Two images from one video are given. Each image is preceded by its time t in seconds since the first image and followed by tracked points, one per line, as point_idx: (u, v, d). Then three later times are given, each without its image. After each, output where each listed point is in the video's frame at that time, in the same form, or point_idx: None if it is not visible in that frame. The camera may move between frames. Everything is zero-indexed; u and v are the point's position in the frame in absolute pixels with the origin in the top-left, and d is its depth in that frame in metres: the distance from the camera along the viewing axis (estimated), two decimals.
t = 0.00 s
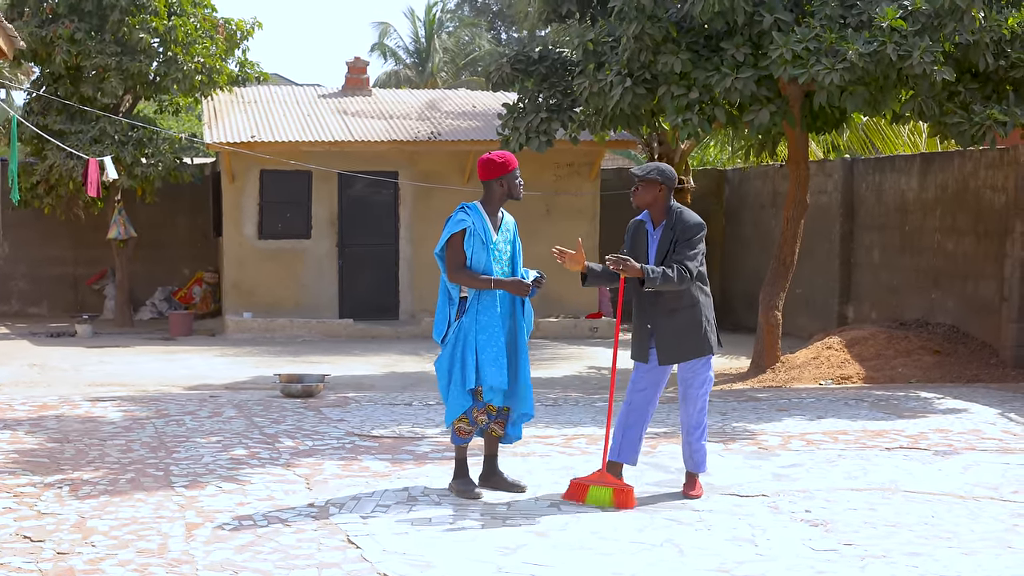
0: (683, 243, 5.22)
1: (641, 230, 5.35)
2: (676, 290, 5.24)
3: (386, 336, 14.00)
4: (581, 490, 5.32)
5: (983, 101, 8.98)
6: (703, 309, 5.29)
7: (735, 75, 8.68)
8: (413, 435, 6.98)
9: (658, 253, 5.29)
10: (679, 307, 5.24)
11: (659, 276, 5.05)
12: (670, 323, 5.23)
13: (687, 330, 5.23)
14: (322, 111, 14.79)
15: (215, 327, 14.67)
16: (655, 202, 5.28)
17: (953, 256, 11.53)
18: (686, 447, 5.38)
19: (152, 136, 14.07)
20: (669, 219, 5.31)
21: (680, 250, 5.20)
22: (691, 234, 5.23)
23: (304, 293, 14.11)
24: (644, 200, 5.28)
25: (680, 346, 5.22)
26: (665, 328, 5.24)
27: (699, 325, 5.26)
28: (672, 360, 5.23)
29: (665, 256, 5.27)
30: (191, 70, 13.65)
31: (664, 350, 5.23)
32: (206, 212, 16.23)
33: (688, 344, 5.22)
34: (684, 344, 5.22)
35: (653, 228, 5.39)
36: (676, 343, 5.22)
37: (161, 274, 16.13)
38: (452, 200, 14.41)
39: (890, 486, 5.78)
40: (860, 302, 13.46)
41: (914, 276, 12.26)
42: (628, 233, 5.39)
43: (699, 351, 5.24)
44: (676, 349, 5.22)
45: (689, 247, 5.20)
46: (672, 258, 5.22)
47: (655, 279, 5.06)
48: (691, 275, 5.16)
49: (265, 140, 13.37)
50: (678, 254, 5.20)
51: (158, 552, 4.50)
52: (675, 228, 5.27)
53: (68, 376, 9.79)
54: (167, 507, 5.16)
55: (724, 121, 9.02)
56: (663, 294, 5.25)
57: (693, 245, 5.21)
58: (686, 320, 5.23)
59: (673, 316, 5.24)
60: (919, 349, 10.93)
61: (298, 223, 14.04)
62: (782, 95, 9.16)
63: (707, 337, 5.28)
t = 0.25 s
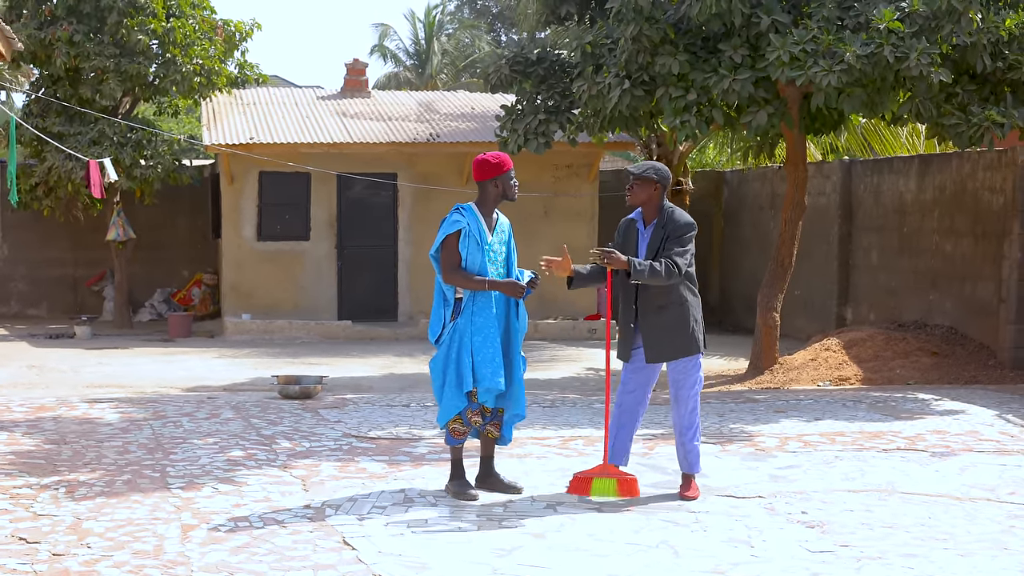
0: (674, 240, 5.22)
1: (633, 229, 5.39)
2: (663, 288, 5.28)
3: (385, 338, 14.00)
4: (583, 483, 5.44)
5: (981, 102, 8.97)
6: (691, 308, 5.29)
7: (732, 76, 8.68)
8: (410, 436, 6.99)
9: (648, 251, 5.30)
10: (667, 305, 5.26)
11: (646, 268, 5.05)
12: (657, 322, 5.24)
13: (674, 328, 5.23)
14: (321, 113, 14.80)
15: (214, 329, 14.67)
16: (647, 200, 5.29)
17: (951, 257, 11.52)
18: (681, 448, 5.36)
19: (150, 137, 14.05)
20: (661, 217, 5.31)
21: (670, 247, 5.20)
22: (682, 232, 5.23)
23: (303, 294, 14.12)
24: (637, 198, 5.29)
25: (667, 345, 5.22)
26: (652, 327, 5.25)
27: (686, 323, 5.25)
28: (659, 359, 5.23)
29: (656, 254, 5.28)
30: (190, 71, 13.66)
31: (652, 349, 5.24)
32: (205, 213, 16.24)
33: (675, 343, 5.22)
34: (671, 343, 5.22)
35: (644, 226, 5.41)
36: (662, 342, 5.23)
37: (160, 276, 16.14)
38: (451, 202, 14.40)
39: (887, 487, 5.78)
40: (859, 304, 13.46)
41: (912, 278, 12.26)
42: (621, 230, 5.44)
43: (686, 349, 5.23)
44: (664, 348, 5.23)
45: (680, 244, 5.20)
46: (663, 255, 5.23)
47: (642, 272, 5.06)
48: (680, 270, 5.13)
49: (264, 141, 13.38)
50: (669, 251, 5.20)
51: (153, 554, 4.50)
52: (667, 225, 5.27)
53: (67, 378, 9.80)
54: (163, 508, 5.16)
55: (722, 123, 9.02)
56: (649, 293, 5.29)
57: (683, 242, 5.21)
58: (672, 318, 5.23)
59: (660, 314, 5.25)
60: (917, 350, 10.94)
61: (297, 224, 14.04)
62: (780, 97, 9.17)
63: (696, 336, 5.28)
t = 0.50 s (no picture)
0: (669, 242, 5.21)
1: (626, 229, 5.37)
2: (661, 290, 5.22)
3: (384, 339, 13.99)
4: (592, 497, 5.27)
5: (980, 103, 8.96)
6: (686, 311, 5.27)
7: (731, 78, 8.67)
8: (407, 437, 6.98)
9: (643, 252, 5.29)
10: (663, 307, 5.23)
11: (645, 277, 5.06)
12: (653, 324, 5.23)
13: (671, 330, 5.22)
14: (320, 114, 14.80)
15: (212, 330, 14.66)
16: (642, 200, 5.28)
17: (950, 258, 11.51)
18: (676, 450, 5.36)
19: (149, 138, 14.05)
20: (656, 218, 5.29)
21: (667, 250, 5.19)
22: (678, 234, 5.21)
23: (302, 295, 14.11)
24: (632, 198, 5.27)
25: (664, 346, 5.21)
26: (648, 330, 5.23)
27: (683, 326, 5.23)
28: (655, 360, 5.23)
29: (651, 255, 5.27)
30: (189, 73, 13.64)
31: (648, 351, 5.23)
32: (204, 214, 16.23)
33: (671, 345, 5.21)
34: (667, 345, 5.21)
35: (638, 228, 5.40)
36: (658, 344, 5.22)
37: (159, 277, 16.13)
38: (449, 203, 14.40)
39: (884, 489, 5.77)
40: (858, 305, 13.45)
41: (911, 279, 12.25)
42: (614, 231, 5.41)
43: (682, 352, 5.22)
44: (660, 349, 5.22)
45: (676, 246, 5.19)
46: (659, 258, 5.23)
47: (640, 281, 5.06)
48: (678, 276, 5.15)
49: (262, 142, 13.37)
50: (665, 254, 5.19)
51: (148, 556, 4.49)
52: (662, 227, 5.26)
53: (65, 379, 9.78)
54: (159, 510, 5.15)
55: (720, 124, 9.01)
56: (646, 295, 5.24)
57: (679, 245, 5.20)
58: (669, 320, 5.22)
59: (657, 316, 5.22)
60: (916, 351, 10.95)
61: (296, 225, 14.03)
62: (778, 98, 9.16)
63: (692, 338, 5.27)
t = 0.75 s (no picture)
0: (675, 246, 5.19)
1: (629, 236, 5.36)
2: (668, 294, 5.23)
3: (382, 340, 13.97)
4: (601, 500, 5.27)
5: (978, 105, 8.94)
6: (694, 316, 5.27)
7: (729, 79, 8.66)
8: (405, 440, 6.96)
9: (649, 258, 5.27)
10: (671, 312, 5.22)
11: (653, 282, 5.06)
12: (660, 328, 5.22)
13: (677, 335, 5.21)
14: (318, 115, 14.79)
15: (211, 332, 14.64)
16: (642, 206, 5.28)
17: (949, 260, 11.50)
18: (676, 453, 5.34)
19: (147, 140, 14.11)
20: (659, 223, 5.28)
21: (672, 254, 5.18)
22: (683, 238, 5.19)
23: (301, 297, 14.10)
24: (632, 205, 5.27)
25: (669, 350, 5.20)
26: (655, 333, 5.23)
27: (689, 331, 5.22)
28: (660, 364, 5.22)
29: (658, 261, 5.25)
30: (187, 74, 13.65)
31: (653, 354, 5.22)
32: (202, 216, 16.21)
33: (677, 349, 5.20)
34: (672, 349, 5.20)
35: (642, 233, 5.38)
36: (664, 348, 5.21)
37: (158, 279, 16.12)
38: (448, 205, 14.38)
39: (882, 491, 5.76)
40: (857, 307, 13.44)
41: (910, 281, 12.23)
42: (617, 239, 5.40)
43: (688, 357, 5.21)
44: (665, 353, 5.21)
45: (682, 250, 5.17)
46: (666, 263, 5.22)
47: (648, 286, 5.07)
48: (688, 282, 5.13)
49: (260, 144, 13.37)
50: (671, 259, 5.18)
51: (143, 559, 4.48)
52: (667, 231, 5.24)
53: (63, 382, 9.77)
54: (155, 513, 5.14)
55: (718, 125, 9.00)
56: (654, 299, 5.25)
57: (685, 250, 5.17)
58: (677, 325, 5.21)
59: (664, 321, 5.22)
60: (915, 353, 10.96)
61: (294, 227, 14.01)
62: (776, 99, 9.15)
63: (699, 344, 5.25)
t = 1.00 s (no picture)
0: (677, 245, 5.17)
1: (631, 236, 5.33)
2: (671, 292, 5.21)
3: (381, 343, 13.94)
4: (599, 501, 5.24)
5: (978, 106, 8.90)
6: (698, 314, 5.24)
7: (727, 80, 8.64)
8: (401, 442, 6.94)
9: (651, 258, 5.25)
10: (675, 311, 5.20)
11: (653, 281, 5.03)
12: (665, 327, 5.19)
13: (682, 334, 5.18)
14: (317, 117, 14.78)
15: (209, 334, 14.62)
16: (643, 206, 5.25)
17: (948, 262, 11.47)
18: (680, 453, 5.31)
19: (146, 142, 14.14)
20: (661, 222, 5.26)
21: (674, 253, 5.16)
22: (685, 236, 5.18)
23: (299, 299, 14.08)
24: (632, 205, 5.24)
25: (674, 349, 5.17)
26: (660, 332, 5.20)
27: (694, 329, 5.19)
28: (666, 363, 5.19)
29: (660, 260, 5.23)
30: (185, 76, 13.65)
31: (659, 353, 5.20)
32: (201, 217, 16.19)
33: (683, 348, 5.17)
34: (678, 348, 5.17)
35: (643, 232, 5.35)
36: (669, 347, 5.18)
37: (156, 281, 16.09)
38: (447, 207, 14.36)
39: (880, 494, 5.73)
40: (856, 309, 13.42)
41: (910, 282, 12.21)
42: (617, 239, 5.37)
43: (694, 357, 5.17)
44: (670, 351, 5.18)
45: (683, 248, 5.15)
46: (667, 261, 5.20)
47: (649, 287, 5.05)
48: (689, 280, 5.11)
49: (259, 146, 13.35)
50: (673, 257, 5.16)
51: (137, 561, 4.46)
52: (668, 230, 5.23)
53: (60, 383, 9.74)
54: (149, 515, 5.12)
55: (717, 127, 8.97)
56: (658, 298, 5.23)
57: (688, 247, 5.16)
58: (682, 323, 5.18)
59: (669, 320, 5.19)
60: (914, 356, 10.96)
61: (292, 229, 14.00)
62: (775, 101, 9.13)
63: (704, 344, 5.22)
